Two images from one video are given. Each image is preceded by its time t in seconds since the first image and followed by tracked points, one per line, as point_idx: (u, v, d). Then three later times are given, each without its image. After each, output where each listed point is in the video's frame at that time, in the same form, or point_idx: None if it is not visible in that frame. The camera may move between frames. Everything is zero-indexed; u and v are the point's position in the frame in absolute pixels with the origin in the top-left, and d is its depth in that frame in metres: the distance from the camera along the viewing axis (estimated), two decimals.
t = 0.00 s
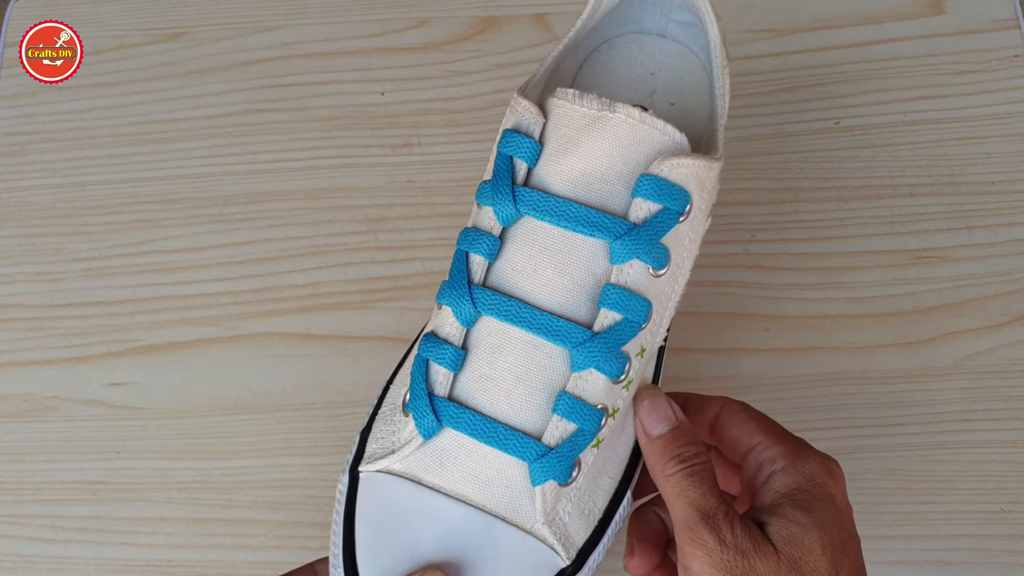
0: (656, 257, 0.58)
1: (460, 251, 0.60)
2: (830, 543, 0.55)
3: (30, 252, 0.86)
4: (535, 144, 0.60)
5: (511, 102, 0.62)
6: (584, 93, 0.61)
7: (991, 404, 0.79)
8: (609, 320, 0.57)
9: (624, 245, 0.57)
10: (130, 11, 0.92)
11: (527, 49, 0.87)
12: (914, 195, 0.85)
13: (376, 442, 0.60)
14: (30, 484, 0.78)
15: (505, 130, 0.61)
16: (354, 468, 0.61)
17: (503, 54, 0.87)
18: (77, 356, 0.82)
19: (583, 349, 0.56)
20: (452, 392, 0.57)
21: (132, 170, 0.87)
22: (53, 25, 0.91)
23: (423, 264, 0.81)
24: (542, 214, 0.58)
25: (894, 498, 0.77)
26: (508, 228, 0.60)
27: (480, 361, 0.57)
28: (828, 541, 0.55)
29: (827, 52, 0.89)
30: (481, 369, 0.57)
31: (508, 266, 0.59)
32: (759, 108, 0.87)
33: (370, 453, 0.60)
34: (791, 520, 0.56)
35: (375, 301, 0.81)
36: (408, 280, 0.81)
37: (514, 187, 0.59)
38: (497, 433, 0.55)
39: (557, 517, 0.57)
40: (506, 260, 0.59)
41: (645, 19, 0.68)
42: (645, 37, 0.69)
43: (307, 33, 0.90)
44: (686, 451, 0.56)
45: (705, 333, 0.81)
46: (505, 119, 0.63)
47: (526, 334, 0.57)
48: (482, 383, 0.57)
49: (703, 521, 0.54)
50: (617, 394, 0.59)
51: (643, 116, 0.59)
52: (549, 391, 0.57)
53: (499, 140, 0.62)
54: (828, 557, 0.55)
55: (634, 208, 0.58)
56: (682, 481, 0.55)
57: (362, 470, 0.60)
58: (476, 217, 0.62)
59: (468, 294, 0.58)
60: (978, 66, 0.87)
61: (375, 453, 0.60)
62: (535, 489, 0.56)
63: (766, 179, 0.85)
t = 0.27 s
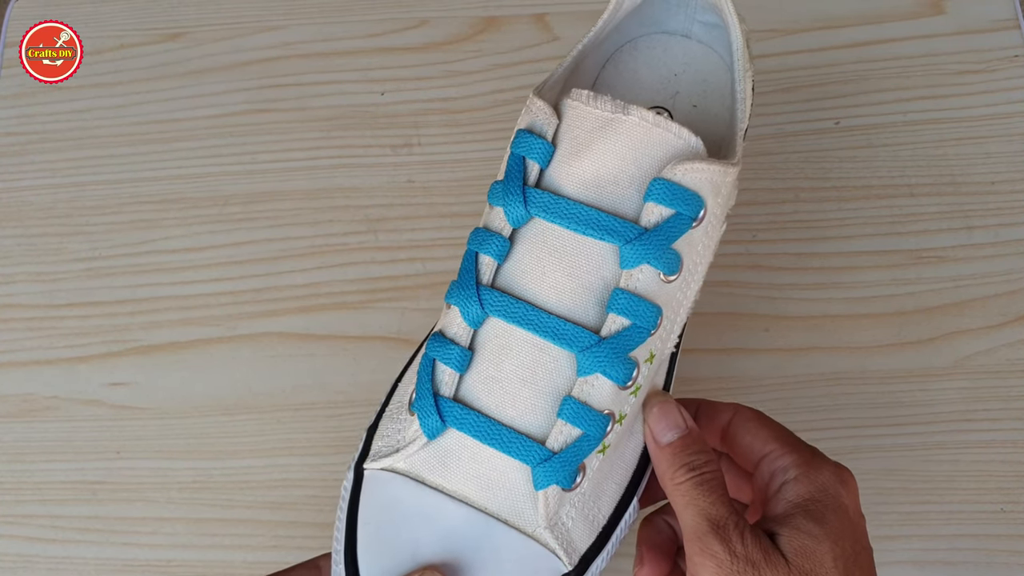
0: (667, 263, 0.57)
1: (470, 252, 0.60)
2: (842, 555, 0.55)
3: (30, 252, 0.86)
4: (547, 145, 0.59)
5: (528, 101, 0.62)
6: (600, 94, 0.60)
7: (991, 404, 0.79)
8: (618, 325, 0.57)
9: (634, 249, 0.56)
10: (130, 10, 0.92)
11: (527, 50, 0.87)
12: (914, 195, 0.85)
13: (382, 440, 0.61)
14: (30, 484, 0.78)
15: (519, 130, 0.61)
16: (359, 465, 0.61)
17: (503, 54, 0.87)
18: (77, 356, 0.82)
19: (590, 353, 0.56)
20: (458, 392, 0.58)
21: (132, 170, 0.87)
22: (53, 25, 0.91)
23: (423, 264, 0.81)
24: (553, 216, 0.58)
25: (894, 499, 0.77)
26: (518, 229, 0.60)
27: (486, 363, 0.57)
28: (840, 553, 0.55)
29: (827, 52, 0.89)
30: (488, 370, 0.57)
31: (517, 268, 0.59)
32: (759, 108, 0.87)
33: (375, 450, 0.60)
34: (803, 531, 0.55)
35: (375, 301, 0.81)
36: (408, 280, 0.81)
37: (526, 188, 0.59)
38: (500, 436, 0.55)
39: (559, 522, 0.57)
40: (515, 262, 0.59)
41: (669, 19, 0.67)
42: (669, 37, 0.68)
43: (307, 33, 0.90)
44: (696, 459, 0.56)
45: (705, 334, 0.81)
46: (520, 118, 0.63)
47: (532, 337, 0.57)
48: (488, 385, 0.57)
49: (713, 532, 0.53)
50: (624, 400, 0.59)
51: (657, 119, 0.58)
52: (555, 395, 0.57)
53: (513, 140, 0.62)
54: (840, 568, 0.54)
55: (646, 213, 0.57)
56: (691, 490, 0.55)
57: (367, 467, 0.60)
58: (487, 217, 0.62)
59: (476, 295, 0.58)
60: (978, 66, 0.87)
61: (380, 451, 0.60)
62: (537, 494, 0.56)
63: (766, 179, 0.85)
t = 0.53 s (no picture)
0: (677, 269, 0.57)
1: (481, 252, 0.61)
2: (850, 566, 0.54)
3: (30, 252, 0.86)
4: (561, 148, 0.60)
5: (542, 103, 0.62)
6: (615, 97, 0.60)
7: (991, 404, 0.79)
8: (626, 330, 0.57)
9: (644, 254, 0.56)
10: (130, 10, 0.92)
11: (527, 50, 0.87)
12: (914, 195, 0.85)
13: (389, 438, 0.61)
14: (29, 484, 0.78)
15: (533, 132, 0.62)
16: (365, 462, 0.62)
17: (503, 54, 0.87)
18: (77, 356, 0.82)
19: (597, 358, 0.56)
20: (464, 393, 0.58)
21: (132, 170, 0.87)
22: (53, 25, 0.91)
23: (423, 264, 0.81)
24: (564, 219, 0.58)
25: (894, 498, 0.77)
26: (529, 232, 0.60)
27: (494, 364, 0.57)
28: (848, 563, 0.54)
29: (828, 52, 0.89)
30: (495, 372, 0.57)
31: (527, 270, 0.59)
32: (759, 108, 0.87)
33: (381, 448, 0.60)
34: (810, 541, 0.55)
35: (375, 301, 0.81)
36: (408, 280, 0.81)
37: (538, 190, 0.59)
38: (506, 439, 0.55)
39: (563, 526, 0.57)
40: (525, 264, 0.59)
41: (689, 22, 0.67)
42: (690, 39, 0.68)
43: (307, 33, 0.90)
44: (704, 467, 0.56)
45: (706, 334, 0.81)
46: (534, 120, 0.63)
47: (540, 340, 0.57)
48: (494, 386, 0.57)
49: (720, 540, 0.53)
50: (631, 406, 0.59)
51: (672, 124, 0.57)
52: (562, 400, 0.57)
53: (526, 142, 0.62)
54: None
55: (657, 218, 0.57)
56: (699, 498, 0.54)
57: (372, 464, 0.60)
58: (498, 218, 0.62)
59: (485, 296, 0.58)
60: (977, 66, 0.87)
61: (386, 448, 0.60)
62: (541, 496, 0.56)
63: (767, 179, 0.85)
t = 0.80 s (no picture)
0: (669, 276, 0.57)
1: (473, 258, 0.61)
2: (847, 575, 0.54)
3: (30, 252, 0.86)
4: (553, 154, 0.60)
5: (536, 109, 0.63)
6: (609, 104, 0.60)
7: (991, 404, 0.79)
8: (617, 338, 0.57)
9: (636, 262, 0.56)
10: (130, 10, 0.92)
11: (527, 50, 0.87)
12: (914, 195, 0.85)
13: (381, 442, 0.61)
14: (30, 484, 0.78)
15: (527, 137, 0.62)
16: (359, 465, 0.62)
17: (503, 54, 0.87)
18: (77, 356, 0.82)
19: (588, 366, 0.56)
20: (455, 399, 0.58)
21: (132, 170, 0.87)
22: (53, 25, 0.91)
23: (423, 264, 0.81)
24: (556, 225, 0.58)
25: (894, 498, 0.77)
26: (521, 237, 0.60)
27: (485, 370, 0.57)
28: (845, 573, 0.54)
29: (828, 52, 0.89)
30: (486, 378, 0.57)
31: (520, 277, 0.59)
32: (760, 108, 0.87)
33: (374, 452, 0.60)
34: (806, 549, 0.54)
35: (375, 301, 0.81)
36: (408, 280, 0.81)
37: (530, 196, 0.59)
38: (496, 445, 0.55)
39: (554, 533, 0.57)
40: (518, 269, 0.59)
41: (694, 22, 0.67)
42: (695, 39, 0.68)
43: (307, 33, 0.90)
44: (699, 475, 0.56)
45: (705, 334, 0.81)
46: (529, 124, 0.63)
47: (531, 347, 0.57)
48: (485, 393, 0.57)
49: (714, 549, 0.53)
50: (623, 413, 0.59)
51: (665, 130, 0.58)
52: (552, 408, 0.57)
53: (520, 147, 0.62)
54: None
55: (650, 225, 0.57)
56: (693, 506, 0.55)
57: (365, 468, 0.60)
58: (493, 223, 0.62)
59: (476, 302, 0.58)
60: (978, 66, 0.87)
61: (379, 452, 0.60)
62: (531, 503, 0.56)
63: (766, 179, 0.85)
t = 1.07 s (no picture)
0: (673, 278, 0.56)
1: (478, 257, 0.61)
2: None
3: (30, 252, 0.86)
4: (559, 154, 0.60)
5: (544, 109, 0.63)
6: (615, 104, 0.60)
7: (991, 404, 0.79)
8: (619, 340, 0.57)
9: (639, 264, 0.56)
10: (130, 11, 0.92)
11: (527, 50, 0.87)
12: (914, 195, 0.85)
13: (384, 439, 0.61)
14: (29, 484, 0.78)
15: (534, 137, 0.62)
16: (360, 463, 0.62)
17: (503, 54, 0.87)
18: (77, 356, 0.82)
19: (590, 367, 0.56)
20: (458, 398, 0.58)
21: (132, 170, 0.87)
22: (53, 25, 0.91)
23: (423, 264, 0.81)
24: (560, 226, 0.58)
25: (894, 498, 0.77)
26: (526, 237, 0.60)
27: (488, 370, 0.58)
28: None
29: (827, 52, 0.89)
30: (489, 378, 0.57)
31: (524, 277, 0.59)
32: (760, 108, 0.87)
33: (377, 449, 0.60)
34: (808, 554, 0.54)
35: (375, 302, 0.81)
36: (408, 280, 0.81)
37: (535, 196, 0.59)
38: (497, 445, 0.55)
39: (554, 532, 0.57)
40: (522, 270, 0.59)
41: (706, 24, 0.67)
42: (706, 42, 0.68)
43: (307, 33, 0.90)
44: (701, 478, 0.56)
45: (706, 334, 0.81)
46: (537, 124, 0.63)
47: (534, 347, 0.57)
48: (487, 392, 0.57)
49: (715, 553, 0.53)
50: (625, 415, 0.59)
51: (671, 132, 0.57)
52: (553, 409, 0.57)
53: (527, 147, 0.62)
54: None
55: (654, 227, 0.57)
56: (695, 510, 0.54)
57: (367, 465, 0.60)
58: (498, 223, 0.62)
59: (480, 302, 0.58)
60: (978, 66, 0.87)
61: (380, 450, 0.60)
62: (532, 502, 0.56)
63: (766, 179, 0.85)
